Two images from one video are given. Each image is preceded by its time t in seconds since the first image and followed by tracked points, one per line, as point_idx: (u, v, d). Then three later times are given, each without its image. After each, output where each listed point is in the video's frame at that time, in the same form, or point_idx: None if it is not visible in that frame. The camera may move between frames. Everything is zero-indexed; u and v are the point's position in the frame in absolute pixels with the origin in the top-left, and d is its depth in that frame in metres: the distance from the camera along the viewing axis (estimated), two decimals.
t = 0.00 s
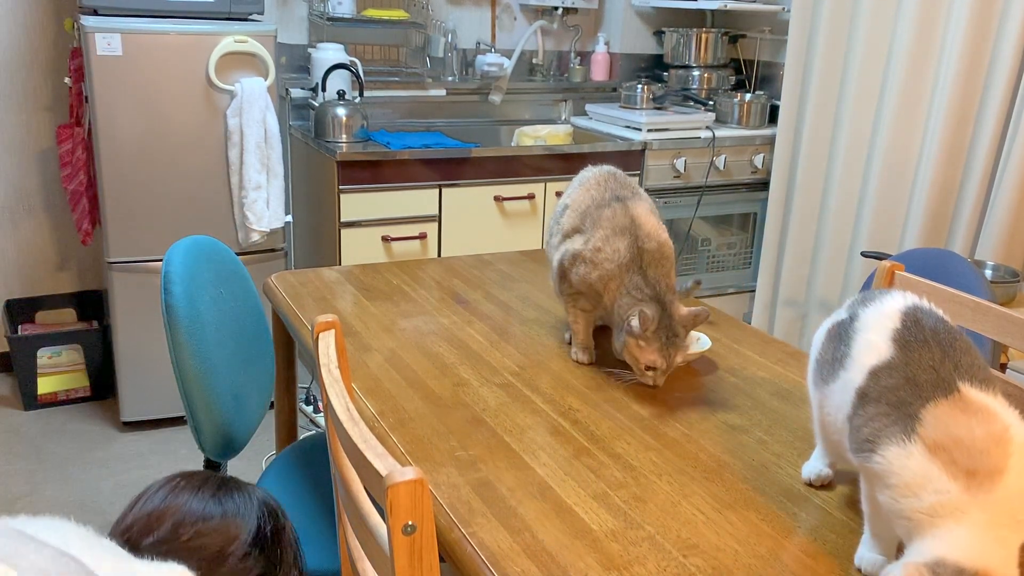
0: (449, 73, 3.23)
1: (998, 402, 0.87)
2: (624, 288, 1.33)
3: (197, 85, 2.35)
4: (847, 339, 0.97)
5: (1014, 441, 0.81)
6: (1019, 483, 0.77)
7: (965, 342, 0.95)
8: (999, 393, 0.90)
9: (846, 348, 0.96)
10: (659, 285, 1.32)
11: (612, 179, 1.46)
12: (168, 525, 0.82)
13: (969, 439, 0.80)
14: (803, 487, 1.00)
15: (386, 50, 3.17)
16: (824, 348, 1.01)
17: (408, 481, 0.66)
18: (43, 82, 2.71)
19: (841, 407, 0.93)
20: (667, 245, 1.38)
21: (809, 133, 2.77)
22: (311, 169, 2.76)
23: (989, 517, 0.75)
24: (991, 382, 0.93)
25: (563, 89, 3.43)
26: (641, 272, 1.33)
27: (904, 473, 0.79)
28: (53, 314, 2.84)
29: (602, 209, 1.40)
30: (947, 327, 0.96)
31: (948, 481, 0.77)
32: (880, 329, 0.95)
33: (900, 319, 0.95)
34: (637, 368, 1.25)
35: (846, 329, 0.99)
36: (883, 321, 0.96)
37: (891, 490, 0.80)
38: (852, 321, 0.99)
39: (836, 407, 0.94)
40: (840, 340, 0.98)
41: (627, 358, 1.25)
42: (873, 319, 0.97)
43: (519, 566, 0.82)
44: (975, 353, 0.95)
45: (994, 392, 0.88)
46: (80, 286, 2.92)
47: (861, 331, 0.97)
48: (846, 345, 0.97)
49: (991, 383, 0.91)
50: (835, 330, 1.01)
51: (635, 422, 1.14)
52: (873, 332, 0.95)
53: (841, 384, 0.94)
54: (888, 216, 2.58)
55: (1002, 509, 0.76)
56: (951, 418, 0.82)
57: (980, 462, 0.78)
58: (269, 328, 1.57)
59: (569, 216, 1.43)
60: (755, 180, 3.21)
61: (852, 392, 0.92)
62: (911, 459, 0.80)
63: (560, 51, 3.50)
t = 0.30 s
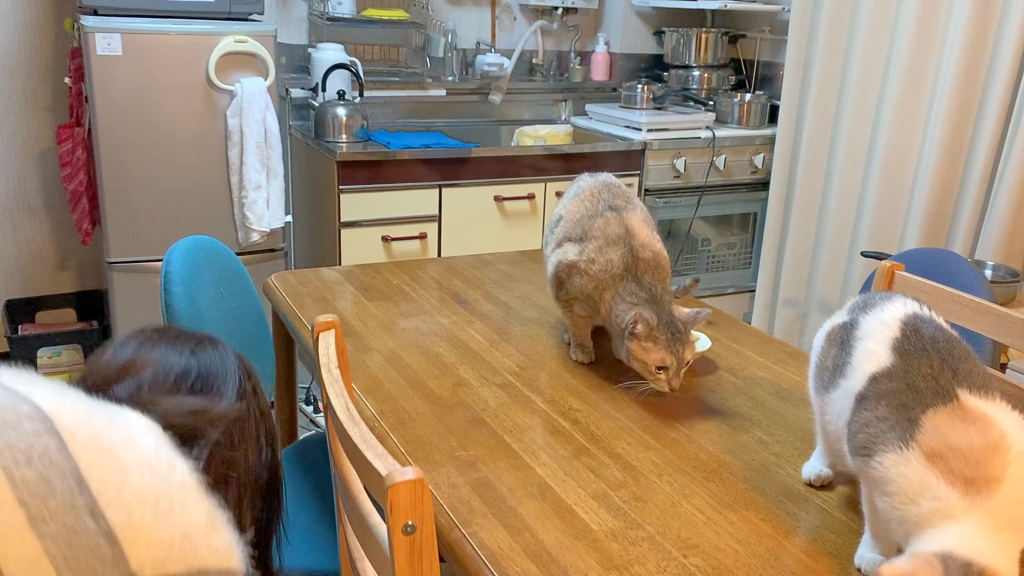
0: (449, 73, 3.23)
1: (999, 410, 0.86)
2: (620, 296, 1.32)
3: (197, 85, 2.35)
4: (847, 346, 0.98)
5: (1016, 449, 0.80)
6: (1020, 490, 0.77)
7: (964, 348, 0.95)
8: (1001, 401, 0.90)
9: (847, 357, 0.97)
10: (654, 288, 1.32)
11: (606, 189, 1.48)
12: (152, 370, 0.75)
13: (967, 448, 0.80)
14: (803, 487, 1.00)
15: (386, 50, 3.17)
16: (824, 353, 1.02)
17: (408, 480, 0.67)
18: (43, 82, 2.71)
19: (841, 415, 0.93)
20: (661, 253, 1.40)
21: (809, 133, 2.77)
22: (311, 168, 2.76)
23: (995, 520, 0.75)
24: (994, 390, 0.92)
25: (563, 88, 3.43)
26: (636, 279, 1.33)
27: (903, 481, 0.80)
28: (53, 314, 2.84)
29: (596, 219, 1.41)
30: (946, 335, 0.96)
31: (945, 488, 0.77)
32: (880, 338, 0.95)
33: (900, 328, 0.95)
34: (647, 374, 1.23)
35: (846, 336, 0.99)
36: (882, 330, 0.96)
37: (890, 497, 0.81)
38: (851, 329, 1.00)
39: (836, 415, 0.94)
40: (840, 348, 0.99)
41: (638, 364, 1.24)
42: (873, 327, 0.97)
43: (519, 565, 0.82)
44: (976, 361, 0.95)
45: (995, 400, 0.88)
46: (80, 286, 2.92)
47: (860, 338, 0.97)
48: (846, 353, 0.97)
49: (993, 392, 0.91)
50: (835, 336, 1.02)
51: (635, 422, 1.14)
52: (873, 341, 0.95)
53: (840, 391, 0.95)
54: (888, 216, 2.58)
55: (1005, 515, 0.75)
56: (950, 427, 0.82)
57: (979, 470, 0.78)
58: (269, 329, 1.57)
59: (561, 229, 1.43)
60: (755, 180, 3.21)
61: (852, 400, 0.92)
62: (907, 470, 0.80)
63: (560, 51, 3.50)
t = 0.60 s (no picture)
0: (448, 73, 3.23)
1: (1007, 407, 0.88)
2: (628, 294, 1.31)
3: (197, 85, 2.35)
4: (853, 346, 0.97)
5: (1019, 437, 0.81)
6: (1014, 470, 0.78)
7: (971, 350, 0.95)
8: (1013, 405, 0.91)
9: (852, 355, 0.97)
10: (664, 284, 1.31)
11: (611, 191, 1.47)
12: (84, 125, 0.70)
13: (965, 425, 0.81)
14: (803, 487, 1.00)
15: (386, 50, 3.17)
16: (828, 352, 1.01)
17: (408, 481, 0.66)
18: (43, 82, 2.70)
19: (842, 409, 0.94)
20: (669, 256, 1.39)
21: (809, 133, 2.77)
22: (311, 169, 2.76)
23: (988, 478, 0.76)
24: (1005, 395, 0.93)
25: (563, 89, 3.43)
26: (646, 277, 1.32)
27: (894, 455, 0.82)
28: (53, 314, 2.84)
29: (602, 220, 1.40)
30: (953, 336, 0.96)
31: (940, 454, 0.79)
32: (886, 336, 0.95)
33: (906, 328, 0.95)
34: (652, 369, 1.23)
35: (852, 333, 0.99)
36: (888, 329, 0.96)
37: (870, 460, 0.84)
38: (857, 327, 0.99)
39: (838, 410, 0.95)
40: (845, 345, 0.99)
41: (642, 361, 1.24)
42: (879, 326, 0.97)
43: (519, 566, 0.82)
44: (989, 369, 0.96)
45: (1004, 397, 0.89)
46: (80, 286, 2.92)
47: (866, 338, 0.97)
48: (851, 352, 0.97)
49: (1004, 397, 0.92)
50: (839, 335, 1.01)
51: (635, 422, 1.14)
52: (879, 339, 0.95)
53: (845, 388, 0.95)
54: (888, 216, 2.58)
55: (1001, 483, 0.76)
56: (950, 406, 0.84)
57: (968, 448, 0.79)
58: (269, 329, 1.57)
59: (566, 231, 1.43)
60: (755, 180, 3.21)
61: (853, 394, 0.92)
62: (901, 442, 0.82)
63: (559, 51, 3.50)
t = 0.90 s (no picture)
0: (448, 73, 3.23)
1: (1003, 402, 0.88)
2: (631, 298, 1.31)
3: (197, 85, 2.35)
4: (856, 341, 0.97)
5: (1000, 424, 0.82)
6: (985, 452, 0.79)
7: (973, 350, 0.95)
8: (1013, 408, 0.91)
9: (855, 350, 0.97)
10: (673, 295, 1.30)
11: (621, 197, 1.47)
12: None
13: (946, 408, 0.83)
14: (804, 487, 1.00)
15: (386, 50, 3.17)
16: (832, 348, 1.01)
17: (408, 481, 0.67)
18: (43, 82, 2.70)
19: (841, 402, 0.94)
20: (680, 265, 1.39)
21: (809, 133, 2.77)
22: (311, 169, 2.76)
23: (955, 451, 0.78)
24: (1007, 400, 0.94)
25: (563, 89, 3.42)
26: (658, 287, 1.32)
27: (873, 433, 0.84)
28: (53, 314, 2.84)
29: (615, 226, 1.39)
30: (957, 334, 0.95)
31: (919, 431, 0.81)
32: (889, 331, 0.95)
33: (911, 324, 0.95)
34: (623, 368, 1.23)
35: (856, 329, 0.99)
36: (892, 325, 0.96)
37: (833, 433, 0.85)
38: (862, 323, 0.99)
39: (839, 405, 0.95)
40: (848, 340, 0.99)
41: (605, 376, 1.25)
42: (884, 322, 0.97)
43: (518, 566, 0.82)
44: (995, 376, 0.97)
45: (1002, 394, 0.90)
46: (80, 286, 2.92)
47: (868, 334, 0.97)
48: (853, 348, 0.97)
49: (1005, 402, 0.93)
50: (843, 332, 1.01)
51: (635, 421, 1.14)
52: (882, 334, 0.95)
53: (845, 384, 0.95)
54: (888, 216, 2.58)
55: (973, 462, 0.77)
56: (935, 392, 0.85)
57: (941, 424, 0.81)
58: (269, 328, 1.57)
59: (575, 232, 1.41)
60: (755, 180, 3.21)
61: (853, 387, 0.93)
62: (883, 423, 0.85)
63: (559, 51, 3.50)
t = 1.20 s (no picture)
0: (448, 73, 3.23)
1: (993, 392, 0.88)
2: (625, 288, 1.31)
3: (197, 85, 2.35)
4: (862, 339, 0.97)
5: (970, 400, 0.83)
6: (937, 411, 0.80)
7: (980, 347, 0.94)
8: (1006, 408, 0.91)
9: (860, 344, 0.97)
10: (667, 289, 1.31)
11: (623, 196, 1.47)
12: None
13: (914, 375, 0.84)
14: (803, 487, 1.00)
15: (386, 50, 3.16)
16: (840, 344, 1.01)
17: (408, 481, 0.67)
18: (43, 83, 2.71)
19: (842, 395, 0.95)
20: (678, 264, 1.39)
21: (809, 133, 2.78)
22: (311, 169, 2.76)
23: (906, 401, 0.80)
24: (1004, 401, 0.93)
25: (563, 89, 3.42)
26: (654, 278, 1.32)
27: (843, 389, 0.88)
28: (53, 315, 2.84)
29: (615, 222, 1.40)
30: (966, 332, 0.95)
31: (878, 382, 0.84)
32: (895, 328, 0.95)
33: (920, 322, 0.95)
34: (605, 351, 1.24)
35: (863, 327, 0.99)
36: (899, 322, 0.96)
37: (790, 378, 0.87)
38: (871, 320, 0.99)
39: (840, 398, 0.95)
40: (854, 336, 0.99)
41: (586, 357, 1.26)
42: (891, 319, 0.97)
43: (518, 565, 0.82)
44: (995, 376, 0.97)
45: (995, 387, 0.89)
46: (80, 286, 2.92)
47: (875, 326, 0.98)
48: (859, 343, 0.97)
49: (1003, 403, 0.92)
50: (853, 328, 1.01)
51: (635, 421, 1.14)
52: (888, 331, 0.95)
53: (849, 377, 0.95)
54: (888, 216, 2.57)
55: (922, 415, 0.79)
56: (907, 361, 0.88)
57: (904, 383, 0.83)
58: (269, 329, 1.57)
59: (576, 231, 1.42)
60: (754, 180, 3.21)
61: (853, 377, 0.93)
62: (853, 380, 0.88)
63: (559, 51, 3.50)
